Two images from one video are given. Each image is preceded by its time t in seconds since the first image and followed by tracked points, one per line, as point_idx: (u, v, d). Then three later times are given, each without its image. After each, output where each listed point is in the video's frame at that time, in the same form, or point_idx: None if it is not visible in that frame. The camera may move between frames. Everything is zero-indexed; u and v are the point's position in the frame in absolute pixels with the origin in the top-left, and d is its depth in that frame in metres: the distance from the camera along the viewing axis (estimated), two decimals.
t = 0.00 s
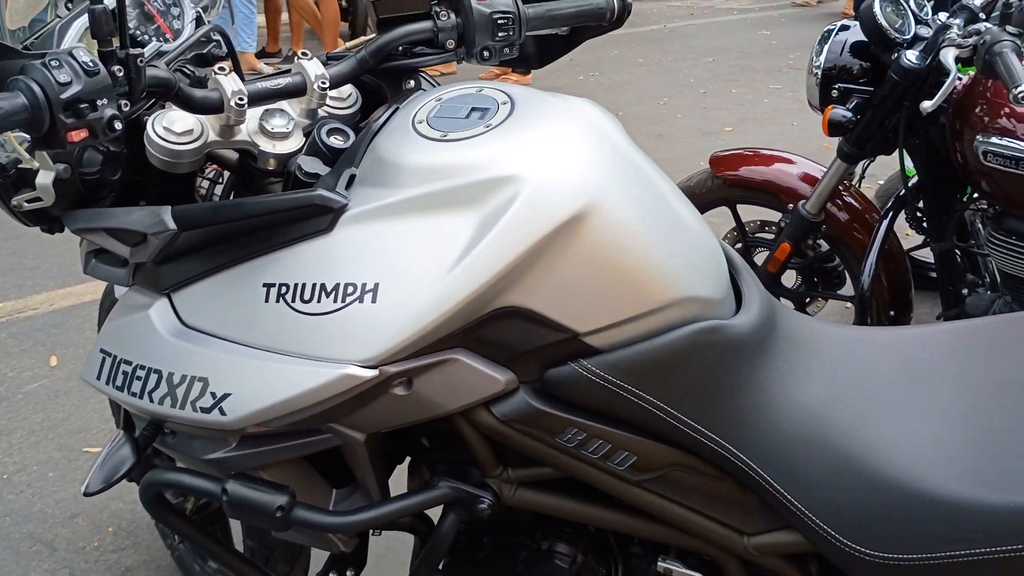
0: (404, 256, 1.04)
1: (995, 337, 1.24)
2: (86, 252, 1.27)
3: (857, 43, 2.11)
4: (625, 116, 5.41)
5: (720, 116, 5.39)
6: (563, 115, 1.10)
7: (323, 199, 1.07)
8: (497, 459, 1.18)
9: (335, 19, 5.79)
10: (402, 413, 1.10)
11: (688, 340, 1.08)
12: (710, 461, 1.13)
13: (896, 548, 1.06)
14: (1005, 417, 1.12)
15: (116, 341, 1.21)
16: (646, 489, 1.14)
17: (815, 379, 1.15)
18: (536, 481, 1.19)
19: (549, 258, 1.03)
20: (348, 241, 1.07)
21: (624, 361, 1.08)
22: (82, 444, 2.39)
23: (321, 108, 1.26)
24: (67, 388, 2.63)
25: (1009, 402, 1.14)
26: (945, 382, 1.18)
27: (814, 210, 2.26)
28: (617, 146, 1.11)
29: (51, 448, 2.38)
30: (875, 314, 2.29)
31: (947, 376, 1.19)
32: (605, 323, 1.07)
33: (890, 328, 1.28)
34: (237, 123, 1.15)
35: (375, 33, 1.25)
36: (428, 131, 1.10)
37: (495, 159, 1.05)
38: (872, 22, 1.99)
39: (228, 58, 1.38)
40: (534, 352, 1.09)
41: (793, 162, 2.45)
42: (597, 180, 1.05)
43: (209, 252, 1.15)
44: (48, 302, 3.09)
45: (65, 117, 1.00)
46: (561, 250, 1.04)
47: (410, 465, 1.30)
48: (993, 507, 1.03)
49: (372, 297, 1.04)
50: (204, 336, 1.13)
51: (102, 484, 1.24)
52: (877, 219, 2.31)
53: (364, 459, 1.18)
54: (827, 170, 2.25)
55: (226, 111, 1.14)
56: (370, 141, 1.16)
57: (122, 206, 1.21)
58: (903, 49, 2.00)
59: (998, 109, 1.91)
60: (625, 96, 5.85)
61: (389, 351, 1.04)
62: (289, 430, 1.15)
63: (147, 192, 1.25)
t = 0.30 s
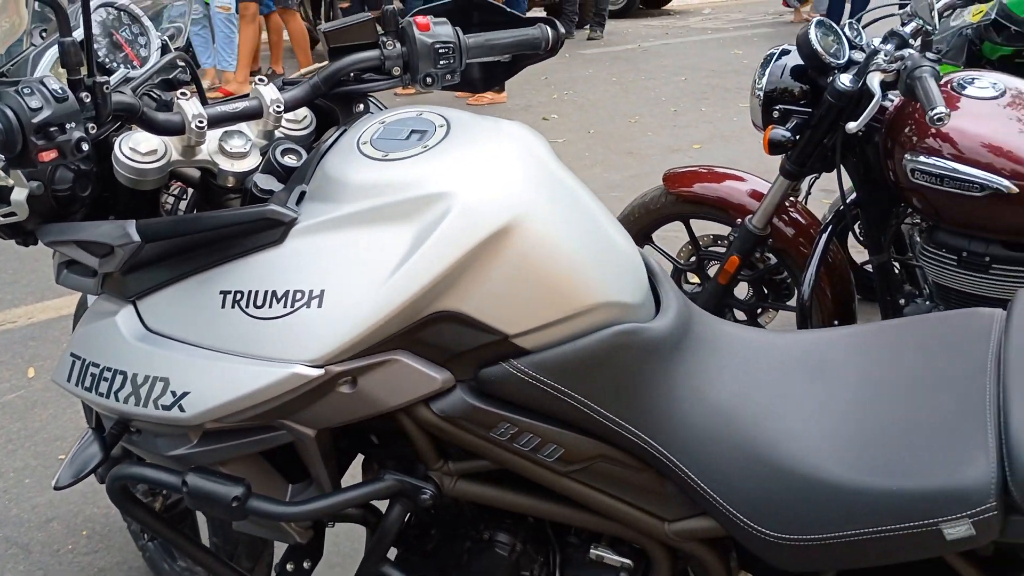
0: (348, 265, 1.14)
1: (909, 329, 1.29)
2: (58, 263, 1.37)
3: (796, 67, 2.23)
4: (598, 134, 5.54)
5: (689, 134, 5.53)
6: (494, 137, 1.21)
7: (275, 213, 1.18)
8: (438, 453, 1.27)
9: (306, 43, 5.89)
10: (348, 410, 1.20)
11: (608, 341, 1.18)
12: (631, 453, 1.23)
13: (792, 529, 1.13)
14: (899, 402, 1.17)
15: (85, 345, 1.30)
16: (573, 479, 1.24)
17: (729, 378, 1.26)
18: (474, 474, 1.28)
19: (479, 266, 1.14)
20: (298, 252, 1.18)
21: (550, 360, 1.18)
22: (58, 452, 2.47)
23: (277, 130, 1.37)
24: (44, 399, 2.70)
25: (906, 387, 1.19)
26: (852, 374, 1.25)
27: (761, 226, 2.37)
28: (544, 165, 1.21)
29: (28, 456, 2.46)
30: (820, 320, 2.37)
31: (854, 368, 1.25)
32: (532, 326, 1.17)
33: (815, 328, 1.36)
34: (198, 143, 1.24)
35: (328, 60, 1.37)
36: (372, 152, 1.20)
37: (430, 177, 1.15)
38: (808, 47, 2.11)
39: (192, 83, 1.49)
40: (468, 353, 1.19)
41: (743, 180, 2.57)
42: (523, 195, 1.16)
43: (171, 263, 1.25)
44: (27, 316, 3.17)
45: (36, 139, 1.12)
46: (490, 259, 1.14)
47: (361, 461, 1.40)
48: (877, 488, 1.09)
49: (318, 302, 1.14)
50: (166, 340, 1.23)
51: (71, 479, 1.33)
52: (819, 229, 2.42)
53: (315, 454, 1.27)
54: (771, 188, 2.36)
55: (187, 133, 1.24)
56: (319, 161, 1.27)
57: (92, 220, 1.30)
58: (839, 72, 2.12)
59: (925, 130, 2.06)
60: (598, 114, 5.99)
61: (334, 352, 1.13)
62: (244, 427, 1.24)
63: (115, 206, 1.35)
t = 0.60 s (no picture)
0: (292, 285, 1.23)
1: (815, 334, 1.40)
2: (18, 287, 1.44)
3: (726, 90, 2.36)
4: (552, 153, 5.65)
5: (640, 153, 5.67)
6: (427, 164, 1.31)
7: (222, 238, 1.26)
8: (381, 459, 1.36)
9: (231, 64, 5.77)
10: (294, 420, 1.28)
11: (535, 351, 1.28)
12: (561, 455, 1.32)
13: (706, 521, 1.22)
14: (803, 402, 1.28)
15: (44, 365, 1.37)
16: (508, 481, 1.33)
17: (650, 383, 1.36)
18: (416, 478, 1.37)
19: (413, 283, 1.23)
20: (245, 273, 1.26)
21: (483, 370, 1.27)
22: (18, 473, 2.52)
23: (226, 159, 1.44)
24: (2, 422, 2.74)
25: (810, 388, 1.29)
26: (763, 377, 1.35)
27: (698, 242, 2.48)
28: (474, 190, 1.32)
29: None
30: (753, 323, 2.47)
31: (766, 372, 1.36)
32: (465, 338, 1.26)
33: (733, 336, 1.46)
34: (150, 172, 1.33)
35: (273, 93, 1.46)
36: (313, 179, 1.30)
37: (367, 202, 1.25)
38: (735, 73, 2.23)
39: (145, 114, 1.56)
40: (406, 365, 1.28)
41: (682, 198, 2.69)
42: (453, 217, 1.26)
43: (125, 285, 1.33)
44: None
45: None
46: (423, 276, 1.23)
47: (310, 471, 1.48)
48: (780, 481, 1.19)
49: (264, 319, 1.23)
50: (121, 358, 1.30)
51: (31, 493, 1.40)
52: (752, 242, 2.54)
53: (265, 463, 1.35)
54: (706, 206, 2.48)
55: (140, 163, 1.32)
56: (265, 188, 1.36)
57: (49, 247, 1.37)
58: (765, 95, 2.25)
59: (845, 150, 2.20)
60: (552, 133, 6.11)
61: (280, 365, 1.22)
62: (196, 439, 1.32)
63: (71, 232, 1.42)
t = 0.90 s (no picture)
0: (245, 290, 1.31)
1: (737, 326, 1.50)
2: None
3: (662, 100, 2.46)
4: (504, 164, 5.75)
5: (590, 162, 5.79)
6: (372, 175, 1.40)
7: (177, 247, 1.34)
8: (333, 455, 1.43)
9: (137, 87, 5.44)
10: (249, 420, 1.35)
11: (476, 348, 1.37)
12: (503, 445, 1.40)
13: (638, 503, 1.32)
14: (726, 390, 1.37)
15: (6, 373, 1.42)
16: (454, 471, 1.40)
17: (585, 376, 1.45)
18: (367, 472, 1.44)
19: (360, 287, 1.31)
20: (199, 281, 1.33)
21: (427, 367, 1.35)
22: None
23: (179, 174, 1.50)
24: None
25: (733, 377, 1.39)
26: (691, 368, 1.45)
27: (639, 246, 2.58)
28: (416, 198, 1.40)
29: None
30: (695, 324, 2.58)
31: (693, 363, 1.46)
32: (410, 338, 1.34)
33: (665, 332, 1.56)
34: (106, 187, 1.39)
35: (223, 111, 1.54)
36: (263, 191, 1.37)
37: (315, 212, 1.33)
38: (669, 84, 2.32)
39: (99, 132, 1.62)
40: (355, 364, 1.36)
41: (625, 205, 2.79)
42: (396, 224, 1.34)
43: (84, 295, 1.39)
44: None
45: None
46: (369, 280, 1.31)
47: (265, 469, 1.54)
48: (705, 462, 1.29)
49: (219, 323, 1.30)
50: (80, 365, 1.36)
51: None
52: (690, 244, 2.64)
53: (223, 462, 1.41)
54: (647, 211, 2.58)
55: (96, 180, 1.39)
56: (217, 200, 1.43)
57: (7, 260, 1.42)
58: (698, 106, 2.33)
59: (774, 156, 2.32)
60: (504, 145, 6.20)
61: (235, 366, 1.29)
62: (155, 441, 1.38)
63: (30, 245, 1.48)
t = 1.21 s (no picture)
0: (187, 292, 1.38)
1: (654, 314, 1.61)
2: None
3: (583, 107, 2.58)
4: (436, 173, 5.84)
5: (521, 169, 5.90)
6: (306, 181, 1.48)
7: (120, 253, 1.39)
8: (276, 447, 1.50)
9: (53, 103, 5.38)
10: (194, 417, 1.41)
11: (410, 340, 1.45)
12: (438, 432, 1.49)
13: (566, 479, 1.41)
14: (644, 372, 1.48)
15: None
16: (393, 459, 1.48)
17: (514, 365, 1.54)
18: (309, 463, 1.51)
19: (298, 285, 1.38)
20: (142, 284, 1.40)
21: (365, 359, 1.43)
22: None
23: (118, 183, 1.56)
24: None
25: (650, 360, 1.50)
26: (611, 354, 1.55)
27: (567, 247, 2.69)
28: (350, 201, 1.48)
29: None
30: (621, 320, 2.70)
31: (614, 349, 1.56)
32: (347, 332, 1.42)
33: (588, 321, 1.66)
34: (47, 197, 1.42)
35: (160, 122, 1.60)
36: (202, 197, 1.44)
37: (253, 216, 1.40)
38: (589, 91, 2.42)
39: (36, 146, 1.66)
40: (295, 359, 1.43)
41: (552, 208, 2.90)
42: (331, 226, 1.42)
43: (27, 301, 1.44)
44: None
45: None
46: (307, 278, 1.39)
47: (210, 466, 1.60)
48: (626, 439, 1.39)
49: (163, 324, 1.37)
50: (27, 368, 1.42)
51: None
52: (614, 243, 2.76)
53: (169, 459, 1.47)
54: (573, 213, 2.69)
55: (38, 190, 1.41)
56: (157, 208, 1.49)
57: None
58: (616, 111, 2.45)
59: (690, 157, 2.45)
60: (435, 153, 6.29)
61: (179, 364, 1.36)
62: (102, 440, 1.43)
63: None
